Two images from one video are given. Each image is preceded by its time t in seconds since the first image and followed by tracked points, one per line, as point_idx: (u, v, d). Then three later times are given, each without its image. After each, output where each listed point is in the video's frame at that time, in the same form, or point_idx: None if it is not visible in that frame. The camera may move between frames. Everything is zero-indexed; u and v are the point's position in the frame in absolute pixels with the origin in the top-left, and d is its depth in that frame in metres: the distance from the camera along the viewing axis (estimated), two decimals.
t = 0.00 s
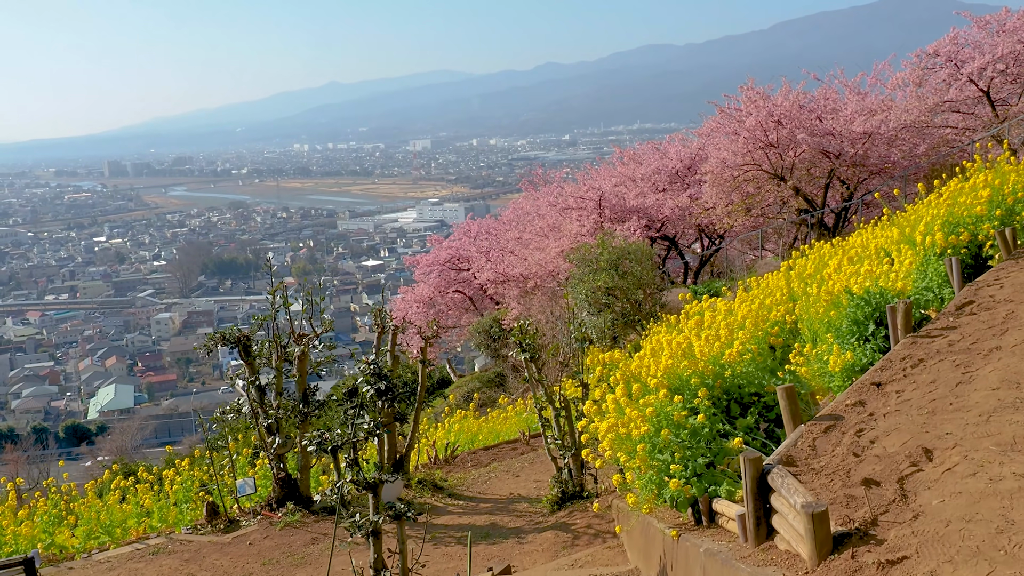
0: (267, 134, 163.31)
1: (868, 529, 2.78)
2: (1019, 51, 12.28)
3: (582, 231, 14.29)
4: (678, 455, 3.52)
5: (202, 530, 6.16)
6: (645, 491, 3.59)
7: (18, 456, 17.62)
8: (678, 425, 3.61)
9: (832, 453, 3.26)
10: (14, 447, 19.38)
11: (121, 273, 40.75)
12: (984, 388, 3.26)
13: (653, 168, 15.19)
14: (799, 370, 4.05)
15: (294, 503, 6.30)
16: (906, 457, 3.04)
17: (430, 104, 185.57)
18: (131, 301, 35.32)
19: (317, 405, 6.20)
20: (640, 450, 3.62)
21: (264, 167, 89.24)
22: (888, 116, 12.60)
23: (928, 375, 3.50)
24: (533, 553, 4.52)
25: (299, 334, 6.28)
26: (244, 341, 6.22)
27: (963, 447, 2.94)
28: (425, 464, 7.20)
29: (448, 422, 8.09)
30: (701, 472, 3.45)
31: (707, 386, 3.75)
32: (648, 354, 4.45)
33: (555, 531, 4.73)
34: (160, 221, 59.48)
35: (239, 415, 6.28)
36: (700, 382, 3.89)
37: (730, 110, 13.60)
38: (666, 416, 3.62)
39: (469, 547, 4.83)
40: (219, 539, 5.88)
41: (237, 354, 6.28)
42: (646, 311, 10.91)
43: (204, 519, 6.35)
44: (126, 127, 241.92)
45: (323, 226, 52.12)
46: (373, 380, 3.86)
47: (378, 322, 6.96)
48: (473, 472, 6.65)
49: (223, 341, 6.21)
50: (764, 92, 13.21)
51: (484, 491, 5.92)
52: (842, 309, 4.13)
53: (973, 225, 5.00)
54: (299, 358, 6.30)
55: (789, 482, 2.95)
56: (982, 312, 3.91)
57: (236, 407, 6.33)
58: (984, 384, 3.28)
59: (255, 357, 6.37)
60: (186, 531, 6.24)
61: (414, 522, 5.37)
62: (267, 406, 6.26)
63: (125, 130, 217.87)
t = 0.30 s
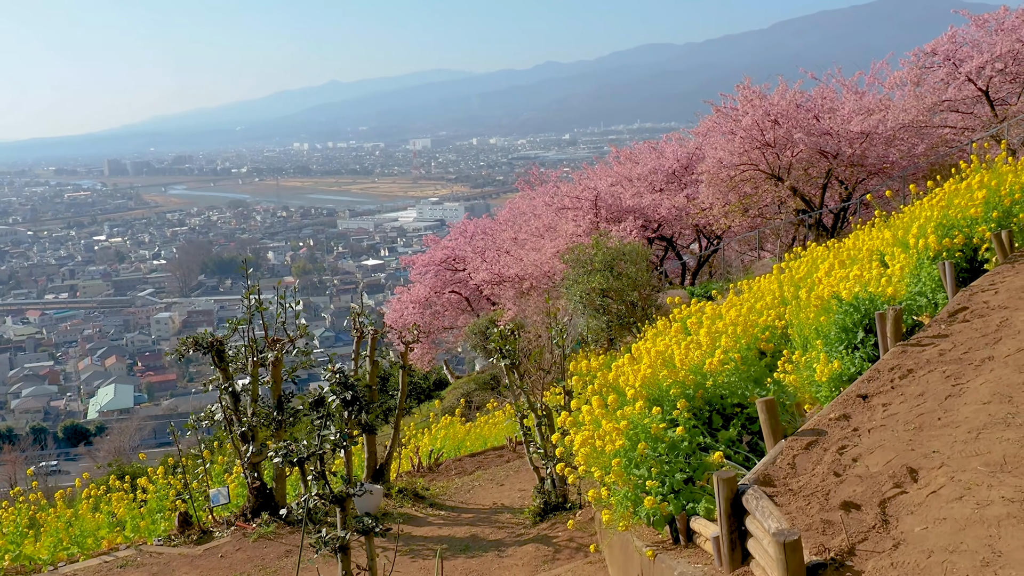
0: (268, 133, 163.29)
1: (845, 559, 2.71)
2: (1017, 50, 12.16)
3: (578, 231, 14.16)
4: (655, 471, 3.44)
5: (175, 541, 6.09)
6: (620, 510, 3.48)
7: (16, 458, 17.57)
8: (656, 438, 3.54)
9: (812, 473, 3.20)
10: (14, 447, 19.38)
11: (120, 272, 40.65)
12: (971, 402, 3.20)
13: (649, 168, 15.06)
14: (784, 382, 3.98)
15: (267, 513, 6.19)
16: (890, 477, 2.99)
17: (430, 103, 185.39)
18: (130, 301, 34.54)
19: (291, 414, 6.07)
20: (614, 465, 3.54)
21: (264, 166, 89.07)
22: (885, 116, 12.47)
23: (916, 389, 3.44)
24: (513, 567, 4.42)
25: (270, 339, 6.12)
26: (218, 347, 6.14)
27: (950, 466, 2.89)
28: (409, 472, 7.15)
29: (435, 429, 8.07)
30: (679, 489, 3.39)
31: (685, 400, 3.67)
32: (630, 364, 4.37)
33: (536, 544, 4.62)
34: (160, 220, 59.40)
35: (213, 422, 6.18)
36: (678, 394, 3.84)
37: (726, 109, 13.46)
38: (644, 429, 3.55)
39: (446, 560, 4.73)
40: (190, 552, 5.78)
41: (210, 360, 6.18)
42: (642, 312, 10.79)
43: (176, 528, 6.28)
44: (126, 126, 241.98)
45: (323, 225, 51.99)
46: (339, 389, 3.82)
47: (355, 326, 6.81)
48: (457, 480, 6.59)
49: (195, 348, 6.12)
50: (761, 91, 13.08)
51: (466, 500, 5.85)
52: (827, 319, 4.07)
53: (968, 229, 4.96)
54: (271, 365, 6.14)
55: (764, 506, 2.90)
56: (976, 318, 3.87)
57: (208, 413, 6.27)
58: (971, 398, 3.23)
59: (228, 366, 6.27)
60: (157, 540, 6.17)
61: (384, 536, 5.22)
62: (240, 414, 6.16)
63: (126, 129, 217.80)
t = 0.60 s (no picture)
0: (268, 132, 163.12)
1: None
2: (1016, 49, 12.03)
3: (574, 231, 14.02)
4: (629, 489, 3.44)
5: (145, 553, 5.95)
6: (594, 528, 3.47)
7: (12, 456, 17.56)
8: (632, 453, 3.53)
9: (788, 496, 3.14)
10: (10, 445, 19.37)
11: (119, 272, 40.53)
12: (957, 419, 3.17)
13: (645, 167, 14.93)
14: (769, 394, 3.94)
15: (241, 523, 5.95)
16: (871, 502, 2.93)
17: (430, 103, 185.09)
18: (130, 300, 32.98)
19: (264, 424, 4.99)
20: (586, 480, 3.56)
21: (264, 166, 88.81)
22: (882, 115, 12.35)
23: (903, 404, 3.42)
24: None
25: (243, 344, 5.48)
26: (189, 354, 5.57)
27: (934, 490, 2.83)
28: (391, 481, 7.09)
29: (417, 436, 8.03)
30: (654, 509, 3.35)
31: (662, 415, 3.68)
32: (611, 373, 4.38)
33: (516, 557, 4.51)
34: (159, 220, 59.26)
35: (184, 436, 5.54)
36: (658, 407, 3.82)
37: (721, 109, 13.34)
38: (621, 445, 3.56)
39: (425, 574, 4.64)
40: (160, 565, 5.62)
41: (181, 368, 5.64)
42: (637, 313, 10.68)
43: (148, 540, 6.14)
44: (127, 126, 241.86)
45: (322, 225, 51.83)
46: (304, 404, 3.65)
47: (334, 333, 6.61)
48: (439, 489, 6.49)
49: (165, 355, 5.57)
50: (757, 91, 12.96)
51: (449, 510, 5.77)
52: (815, 327, 4.08)
53: (963, 231, 4.90)
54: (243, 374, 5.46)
55: (735, 535, 2.89)
56: (968, 326, 3.87)
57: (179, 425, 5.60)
58: (957, 415, 3.19)
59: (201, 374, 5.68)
60: (128, 553, 6.01)
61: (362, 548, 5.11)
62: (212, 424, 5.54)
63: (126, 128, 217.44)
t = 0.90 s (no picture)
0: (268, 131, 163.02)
1: None
2: (1015, 48, 11.91)
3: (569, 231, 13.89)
4: (605, 505, 3.39)
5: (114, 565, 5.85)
6: (566, 547, 3.41)
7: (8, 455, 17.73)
8: (606, 467, 3.49)
9: (768, 519, 3.05)
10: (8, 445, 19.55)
11: (117, 271, 40.42)
12: (949, 435, 3.11)
13: (640, 168, 14.82)
14: (753, 406, 3.89)
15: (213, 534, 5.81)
16: (856, 526, 2.83)
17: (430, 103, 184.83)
18: (129, 300, 31.89)
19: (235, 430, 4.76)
20: (560, 494, 3.50)
21: (263, 165, 88.49)
22: (880, 115, 12.23)
23: (892, 418, 3.37)
24: None
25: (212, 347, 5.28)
26: (161, 358, 5.39)
27: (921, 516, 2.74)
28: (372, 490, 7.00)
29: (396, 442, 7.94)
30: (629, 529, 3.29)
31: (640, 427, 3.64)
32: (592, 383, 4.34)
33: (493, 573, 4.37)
34: (158, 219, 59.13)
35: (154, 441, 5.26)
36: (639, 416, 3.78)
37: (717, 109, 13.21)
38: (596, 459, 3.51)
39: None
40: None
41: (152, 373, 5.45)
42: (630, 316, 10.59)
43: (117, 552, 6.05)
44: (127, 125, 241.76)
45: (321, 225, 51.65)
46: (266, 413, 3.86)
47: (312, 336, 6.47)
48: (420, 498, 6.39)
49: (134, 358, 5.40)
50: (753, 90, 12.84)
51: (429, 520, 5.67)
52: (805, 333, 4.05)
53: (956, 234, 4.89)
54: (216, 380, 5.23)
55: (708, 559, 2.85)
56: (963, 333, 3.85)
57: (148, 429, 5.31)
58: (949, 431, 3.14)
59: (174, 379, 5.48)
60: (96, 565, 5.92)
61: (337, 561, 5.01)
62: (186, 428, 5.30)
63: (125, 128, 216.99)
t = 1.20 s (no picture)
0: (268, 131, 162.88)
1: None
2: (1014, 48, 11.81)
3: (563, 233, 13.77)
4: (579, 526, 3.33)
5: None
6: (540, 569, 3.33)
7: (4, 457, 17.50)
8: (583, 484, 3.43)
9: (749, 544, 2.94)
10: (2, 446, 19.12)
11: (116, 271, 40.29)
12: (941, 454, 3.05)
13: (637, 168, 14.71)
14: (740, 418, 3.82)
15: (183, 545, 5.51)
16: (842, 553, 2.73)
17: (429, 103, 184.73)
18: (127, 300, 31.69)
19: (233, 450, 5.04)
20: (533, 512, 3.44)
21: (262, 165, 88.34)
22: (878, 115, 12.13)
23: (882, 434, 3.31)
24: None
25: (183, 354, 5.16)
26: (133, 366, 5.07)
27: (911, 545, 2.64)
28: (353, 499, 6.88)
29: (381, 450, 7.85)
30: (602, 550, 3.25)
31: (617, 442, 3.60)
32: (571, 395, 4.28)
33: None
34: (157, 219, 59.00)
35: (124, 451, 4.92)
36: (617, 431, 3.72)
37: (714, 108, 13.09)
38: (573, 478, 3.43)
39: None
40: None
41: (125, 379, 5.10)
42: (624, 318, 10.50)
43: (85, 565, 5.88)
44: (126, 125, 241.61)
45: (320, 225, 51.54)
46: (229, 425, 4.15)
47: (288, 342, 6.39)
48: (402, 506, 6.27)
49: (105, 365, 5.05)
50: (750, 90, 12.73)
51: (410, 531, 5.58)
52: (795, 342, 4.01)
53: (954, 238, 4.84)
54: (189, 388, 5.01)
55: None
56: (958, 343, 3.86)
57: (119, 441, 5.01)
58: (941, 450, 3.07)
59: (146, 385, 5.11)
60: None
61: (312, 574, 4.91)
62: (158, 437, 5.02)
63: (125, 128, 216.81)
